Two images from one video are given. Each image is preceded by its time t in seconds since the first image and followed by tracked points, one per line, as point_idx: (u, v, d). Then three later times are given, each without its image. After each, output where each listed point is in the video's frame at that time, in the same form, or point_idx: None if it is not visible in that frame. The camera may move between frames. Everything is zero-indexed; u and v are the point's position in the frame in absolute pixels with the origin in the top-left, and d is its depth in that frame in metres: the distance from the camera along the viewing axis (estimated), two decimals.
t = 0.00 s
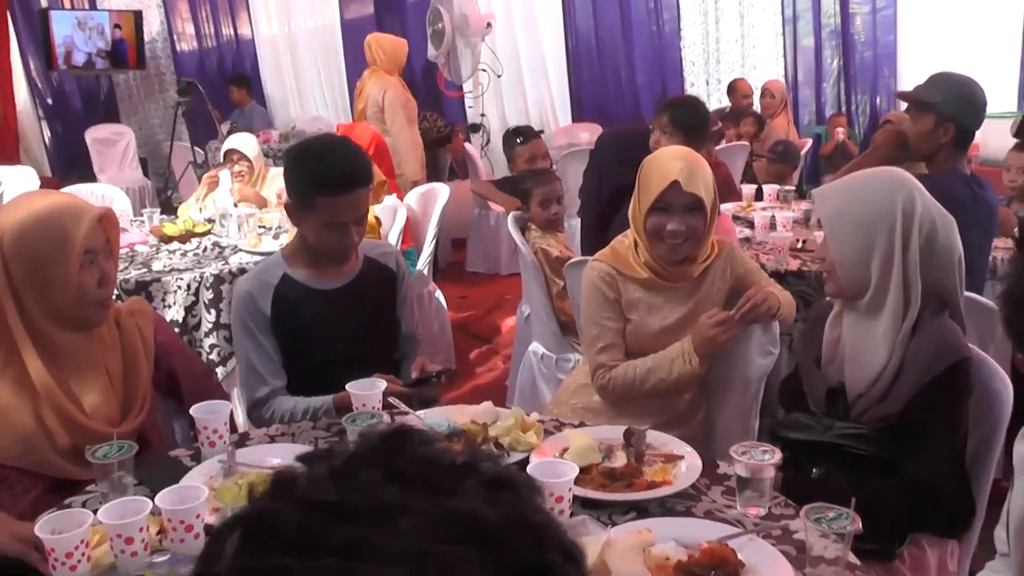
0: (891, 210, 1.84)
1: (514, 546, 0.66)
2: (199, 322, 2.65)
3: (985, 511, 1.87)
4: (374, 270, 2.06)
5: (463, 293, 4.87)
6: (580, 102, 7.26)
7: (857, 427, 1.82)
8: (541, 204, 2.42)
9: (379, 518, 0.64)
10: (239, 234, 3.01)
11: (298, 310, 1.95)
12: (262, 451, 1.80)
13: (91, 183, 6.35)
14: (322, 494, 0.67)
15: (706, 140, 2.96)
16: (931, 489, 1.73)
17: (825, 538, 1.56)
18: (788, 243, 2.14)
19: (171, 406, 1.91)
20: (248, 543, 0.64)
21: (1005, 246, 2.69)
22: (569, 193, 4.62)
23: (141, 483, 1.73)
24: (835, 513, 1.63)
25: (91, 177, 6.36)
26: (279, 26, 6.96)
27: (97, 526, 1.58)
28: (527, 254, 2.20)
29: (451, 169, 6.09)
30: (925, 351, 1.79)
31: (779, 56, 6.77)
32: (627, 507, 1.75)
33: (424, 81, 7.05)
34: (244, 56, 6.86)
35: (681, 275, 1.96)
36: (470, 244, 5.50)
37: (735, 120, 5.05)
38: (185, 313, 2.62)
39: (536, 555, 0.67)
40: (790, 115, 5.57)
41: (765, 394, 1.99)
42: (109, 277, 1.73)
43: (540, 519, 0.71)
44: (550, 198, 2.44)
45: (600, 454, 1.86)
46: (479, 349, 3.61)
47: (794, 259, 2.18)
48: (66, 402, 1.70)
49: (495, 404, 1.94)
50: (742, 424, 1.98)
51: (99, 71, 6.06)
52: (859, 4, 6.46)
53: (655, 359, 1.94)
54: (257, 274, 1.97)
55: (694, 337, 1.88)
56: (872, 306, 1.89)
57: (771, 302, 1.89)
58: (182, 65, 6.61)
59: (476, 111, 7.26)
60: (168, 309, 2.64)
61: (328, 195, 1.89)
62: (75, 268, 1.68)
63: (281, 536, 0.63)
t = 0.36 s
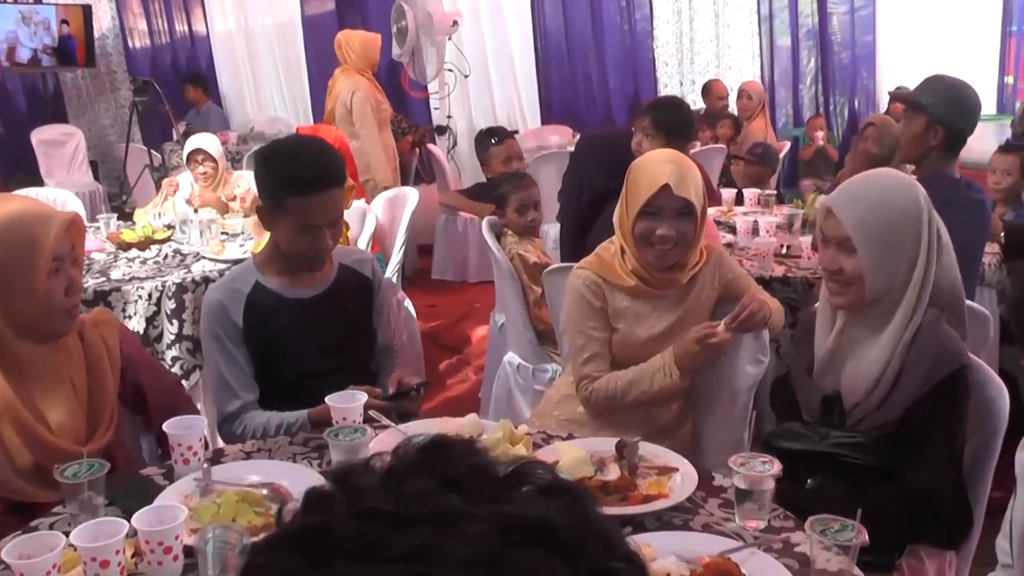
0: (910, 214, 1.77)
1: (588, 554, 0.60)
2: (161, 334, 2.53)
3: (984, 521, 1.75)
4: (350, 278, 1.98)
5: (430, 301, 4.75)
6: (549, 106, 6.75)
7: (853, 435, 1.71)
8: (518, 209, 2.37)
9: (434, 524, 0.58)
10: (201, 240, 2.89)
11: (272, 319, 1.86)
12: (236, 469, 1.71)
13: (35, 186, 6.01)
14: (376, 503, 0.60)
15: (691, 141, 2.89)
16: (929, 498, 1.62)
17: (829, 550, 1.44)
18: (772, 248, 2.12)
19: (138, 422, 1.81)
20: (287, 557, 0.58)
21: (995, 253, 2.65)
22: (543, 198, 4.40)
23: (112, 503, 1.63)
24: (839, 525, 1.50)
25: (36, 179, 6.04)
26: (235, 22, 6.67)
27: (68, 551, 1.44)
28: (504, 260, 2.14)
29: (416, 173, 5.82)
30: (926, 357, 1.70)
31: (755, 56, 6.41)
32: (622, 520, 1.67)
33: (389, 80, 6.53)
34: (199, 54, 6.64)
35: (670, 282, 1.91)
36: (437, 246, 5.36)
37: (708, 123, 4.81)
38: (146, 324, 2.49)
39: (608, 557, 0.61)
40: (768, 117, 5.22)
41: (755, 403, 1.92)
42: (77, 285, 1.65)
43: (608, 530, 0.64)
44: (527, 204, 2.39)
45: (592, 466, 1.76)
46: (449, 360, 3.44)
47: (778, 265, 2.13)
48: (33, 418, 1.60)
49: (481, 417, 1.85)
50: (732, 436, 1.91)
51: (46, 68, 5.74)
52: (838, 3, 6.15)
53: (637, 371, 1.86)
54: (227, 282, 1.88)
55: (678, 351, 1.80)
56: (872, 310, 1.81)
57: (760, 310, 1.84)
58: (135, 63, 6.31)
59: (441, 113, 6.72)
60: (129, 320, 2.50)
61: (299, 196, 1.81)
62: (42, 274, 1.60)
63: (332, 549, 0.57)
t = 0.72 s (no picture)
0: (883, 220, 1.82)
1: (513, 549, 0.58)
2: (134, 339, 2.51)
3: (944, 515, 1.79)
4: (325, 283, 2.00)
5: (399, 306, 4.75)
6: (515, 113, 6.68)
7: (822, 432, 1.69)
8: (487, 214, 2.41)
9: (357, 542, 0.55)
10: (173, 245, 2.88)
11: (249, 325, 1.89)
12: (218, 473, 1.71)
13: None
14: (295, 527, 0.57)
15: (660, 146, 2.93)
16: (898, 497, 1.63)
17: (805, 545, 1.41)
18: (739, 252, 2.16)
19: (115, 429, 1.81)
20: None
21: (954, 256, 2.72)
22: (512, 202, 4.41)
23: (92, 510, 1.62)
24: (815, 521, 1.47)
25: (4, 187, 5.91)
26: (203, 29, 6.46)
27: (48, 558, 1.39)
28: (475, 264, 2.16)
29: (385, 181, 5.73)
30: (892, 357, 1.73)
31: (717, 65, 6.65)
32: (600, 520, 1.66)
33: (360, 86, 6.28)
34: (167, 58, 6.35)
35: (642, 287, 1.95)
36: (403, 252, 5.32)
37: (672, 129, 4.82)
38: (120, 331, 2.48)
39: (534, 552, 0.59)
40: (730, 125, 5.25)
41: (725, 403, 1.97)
42: (51, 288, 1.63)
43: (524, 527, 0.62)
44: (497, 208, 2.43)
45: (570, 468, 1.77)
46: (420, 363, 3.46)
47: (745, 269, 2.19)
48: (11, 425, 1.59)
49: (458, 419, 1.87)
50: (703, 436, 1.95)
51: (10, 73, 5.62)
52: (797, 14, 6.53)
53: (605, 368, 1.88)
54: (204, 287, 1.90)
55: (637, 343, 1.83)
56: (847, 310, 1.81)
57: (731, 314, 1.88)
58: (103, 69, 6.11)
59: (410, 119, 6.57)
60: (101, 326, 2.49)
61: (280, 200, 1.82)
62: (13, 279, 1.59)
63: None
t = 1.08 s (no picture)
0: (844, 221, 1.83)
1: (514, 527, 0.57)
2: (103, 343, 2.51)
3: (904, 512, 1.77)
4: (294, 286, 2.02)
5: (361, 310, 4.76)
6: (476, 118, 6.60)
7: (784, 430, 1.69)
8: (453, 217, 2.45)
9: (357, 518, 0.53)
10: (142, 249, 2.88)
11: (219, 328, 1.90)
12: (191, 475, 1.72)
13: None
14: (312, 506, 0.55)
15: (623, 151, 2.97)
16: (857, 492, 1.62)
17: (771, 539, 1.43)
18: (699, 255, 2.21)
19: (89, 433, 1.82)
20: (230, 575, 0.52)
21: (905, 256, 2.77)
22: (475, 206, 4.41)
23: (64, 513, 1.62)
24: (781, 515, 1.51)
25: None
26: (169, 33, 6.37)
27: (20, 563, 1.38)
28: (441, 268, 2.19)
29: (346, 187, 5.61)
30: (853, 357, 1.73)
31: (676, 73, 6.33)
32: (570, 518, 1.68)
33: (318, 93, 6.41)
34: (133, 62, 6.28)
35: (608, 290, 1.99)
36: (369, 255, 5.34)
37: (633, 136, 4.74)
38: (89, 335, 2.48)
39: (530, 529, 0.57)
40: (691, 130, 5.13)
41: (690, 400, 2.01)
42: (27, 295, 1.63)
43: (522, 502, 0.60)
44: (464, 212, 2.47)
45: (539, 467, 1.79)
46: (385, 365, 3.49)
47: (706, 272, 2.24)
48: None
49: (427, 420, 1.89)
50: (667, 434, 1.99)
51: None
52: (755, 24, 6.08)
53: (585, 372, 1.92)
54: (175, 292, 1.91)
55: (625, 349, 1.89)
56: (807, 308, 1.82)
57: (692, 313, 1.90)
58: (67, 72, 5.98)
59: (374, 124, 6.53)
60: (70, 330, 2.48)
61: (248, 204, 1.83)
62: None
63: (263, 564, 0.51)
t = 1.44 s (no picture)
0: (807, 221, 1.87)
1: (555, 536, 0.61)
2: (72, 344, 2.50)
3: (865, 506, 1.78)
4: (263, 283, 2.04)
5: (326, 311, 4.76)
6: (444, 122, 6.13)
7: (751, 424, 1.71)
8: (421, 218, 2.49)
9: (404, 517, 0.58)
10: (111, 251, 2.88)
11: (192, 328, 1.91)
12: (167, 474, 1.72)
13: None
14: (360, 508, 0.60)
15: (587, 154, 3.02)
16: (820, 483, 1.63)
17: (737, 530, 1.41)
18: (662, 256, 2.26)
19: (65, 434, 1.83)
20: None
21: (862, 256, 2.84)
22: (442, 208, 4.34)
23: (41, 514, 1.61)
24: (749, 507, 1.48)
25: None
26: (137, 34, 5.83)
27: None
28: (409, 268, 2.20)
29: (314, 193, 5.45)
30: (816, 354, 1.73)
31: (638, 77, 6.11)
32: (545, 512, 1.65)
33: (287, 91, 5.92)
34: (101, 63, 5.78)
35: (574, 289, 2.03)
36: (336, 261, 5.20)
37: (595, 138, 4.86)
38: (58, 336, 2.47)
39: (567, 539, 0.61)
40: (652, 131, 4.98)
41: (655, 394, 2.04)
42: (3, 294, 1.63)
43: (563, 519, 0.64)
44: (432, 213, 2.50)
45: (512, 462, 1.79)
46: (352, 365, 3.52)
47: (669, 271, 2.29)
48: None
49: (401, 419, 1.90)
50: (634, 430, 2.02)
51: None
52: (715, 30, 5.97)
53: (551, 373, 1.96)
54: (147, 295, 1.92)
55: (591, 350, 1.93)
56: (772, 305, 1.86)
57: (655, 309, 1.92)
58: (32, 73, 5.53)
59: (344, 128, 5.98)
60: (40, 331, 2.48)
61: (190, 203, 1.85)
62: None
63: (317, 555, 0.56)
